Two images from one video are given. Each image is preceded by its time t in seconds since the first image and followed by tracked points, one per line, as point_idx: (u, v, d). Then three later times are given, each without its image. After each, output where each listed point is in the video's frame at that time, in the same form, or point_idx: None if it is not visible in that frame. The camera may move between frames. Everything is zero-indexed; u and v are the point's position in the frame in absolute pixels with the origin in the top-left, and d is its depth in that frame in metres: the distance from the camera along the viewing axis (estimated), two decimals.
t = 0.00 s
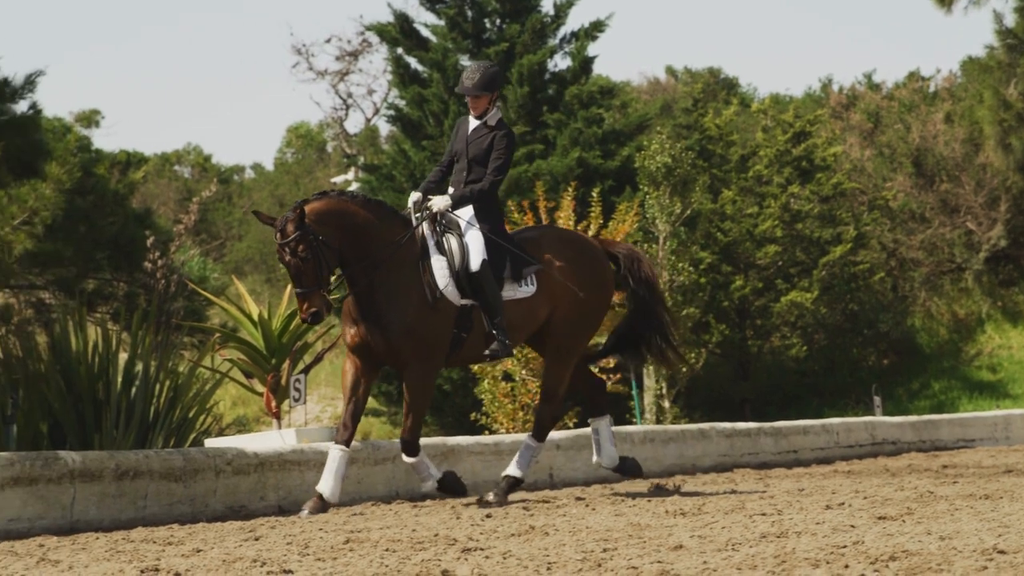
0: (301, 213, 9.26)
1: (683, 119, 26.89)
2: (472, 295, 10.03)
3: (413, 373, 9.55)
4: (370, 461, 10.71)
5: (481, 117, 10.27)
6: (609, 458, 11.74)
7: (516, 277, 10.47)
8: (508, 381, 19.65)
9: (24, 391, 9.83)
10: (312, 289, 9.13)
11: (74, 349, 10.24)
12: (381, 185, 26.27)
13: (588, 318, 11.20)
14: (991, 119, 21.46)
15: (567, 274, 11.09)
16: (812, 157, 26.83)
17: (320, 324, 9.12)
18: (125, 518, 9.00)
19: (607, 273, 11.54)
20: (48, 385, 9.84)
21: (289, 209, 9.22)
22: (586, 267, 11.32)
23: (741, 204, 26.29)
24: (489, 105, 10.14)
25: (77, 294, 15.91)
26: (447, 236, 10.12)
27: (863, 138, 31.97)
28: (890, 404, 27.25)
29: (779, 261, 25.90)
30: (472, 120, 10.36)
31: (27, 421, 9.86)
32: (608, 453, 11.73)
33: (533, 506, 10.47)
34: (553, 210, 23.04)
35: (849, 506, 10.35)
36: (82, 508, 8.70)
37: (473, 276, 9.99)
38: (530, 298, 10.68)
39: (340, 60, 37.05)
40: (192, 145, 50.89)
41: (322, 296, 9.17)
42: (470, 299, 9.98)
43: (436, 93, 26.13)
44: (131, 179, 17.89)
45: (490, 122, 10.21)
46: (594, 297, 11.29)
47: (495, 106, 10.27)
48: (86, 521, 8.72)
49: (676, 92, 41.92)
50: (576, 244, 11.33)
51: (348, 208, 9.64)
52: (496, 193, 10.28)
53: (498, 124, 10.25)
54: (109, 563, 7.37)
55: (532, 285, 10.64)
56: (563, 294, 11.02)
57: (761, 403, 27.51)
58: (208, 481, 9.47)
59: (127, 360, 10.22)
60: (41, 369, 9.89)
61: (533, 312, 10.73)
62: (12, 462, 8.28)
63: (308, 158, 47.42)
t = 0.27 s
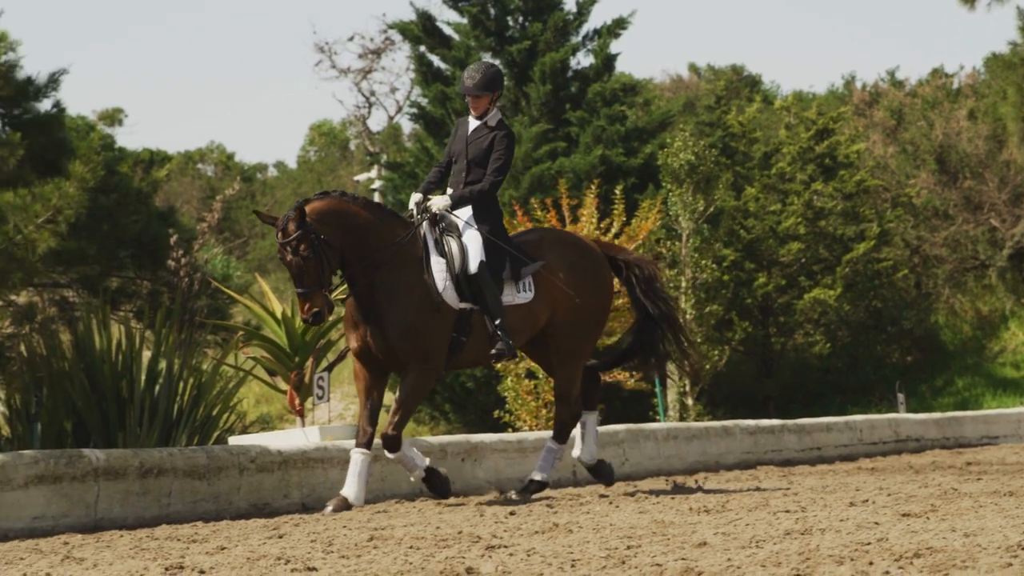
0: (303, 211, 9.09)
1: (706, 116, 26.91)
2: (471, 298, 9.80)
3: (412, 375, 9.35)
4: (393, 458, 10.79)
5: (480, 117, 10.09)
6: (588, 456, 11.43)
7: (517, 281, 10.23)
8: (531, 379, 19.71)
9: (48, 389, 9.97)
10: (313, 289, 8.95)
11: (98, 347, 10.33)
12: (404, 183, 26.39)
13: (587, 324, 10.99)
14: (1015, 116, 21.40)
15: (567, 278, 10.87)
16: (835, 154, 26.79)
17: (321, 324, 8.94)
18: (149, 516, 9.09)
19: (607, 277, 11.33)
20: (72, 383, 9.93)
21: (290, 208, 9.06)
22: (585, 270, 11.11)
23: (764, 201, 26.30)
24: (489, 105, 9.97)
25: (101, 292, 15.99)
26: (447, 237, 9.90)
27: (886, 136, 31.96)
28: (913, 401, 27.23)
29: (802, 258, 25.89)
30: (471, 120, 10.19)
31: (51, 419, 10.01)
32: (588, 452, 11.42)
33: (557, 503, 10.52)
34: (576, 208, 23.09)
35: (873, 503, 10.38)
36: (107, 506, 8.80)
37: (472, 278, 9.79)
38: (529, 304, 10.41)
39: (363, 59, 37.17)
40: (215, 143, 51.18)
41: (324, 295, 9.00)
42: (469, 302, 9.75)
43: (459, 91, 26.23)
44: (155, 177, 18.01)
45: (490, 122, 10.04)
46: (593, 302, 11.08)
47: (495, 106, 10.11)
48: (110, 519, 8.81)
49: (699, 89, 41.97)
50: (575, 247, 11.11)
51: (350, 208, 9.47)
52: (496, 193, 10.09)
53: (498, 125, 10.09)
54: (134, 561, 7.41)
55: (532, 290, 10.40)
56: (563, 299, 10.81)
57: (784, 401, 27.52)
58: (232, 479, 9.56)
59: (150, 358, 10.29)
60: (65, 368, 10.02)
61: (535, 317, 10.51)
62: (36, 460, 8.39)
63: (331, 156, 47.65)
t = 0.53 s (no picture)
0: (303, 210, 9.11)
1: (732, 109, 26.91)
2: (471, 298, 9.71)
3: (412, 371, 9.30)
4: (419, 451, 10.88)
5: (478, 118, 10.00)
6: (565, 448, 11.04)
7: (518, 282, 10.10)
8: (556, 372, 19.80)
9: (75, 382, 10.09)
10: (313, 287, 8.97)
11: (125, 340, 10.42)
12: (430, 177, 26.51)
13: (587, 324, 10.87)
14: None
15: (567, 278, 10.74)
16: (861, 147, 26.74)
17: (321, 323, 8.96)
18: (176, 509, 9.20)
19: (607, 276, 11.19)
20: (99, 376, 10.03)
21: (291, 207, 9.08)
22: (585, 269, 10.96)
23: (790, 194, 26.27)
24: (487, 106, 9.90)
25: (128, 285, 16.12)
26: (449, 237, 9.79)
27: (913, 129, 31.92)
28: (940, 395, 27.19)
29: (828, 251, 25.86)
30: (469, 121, 10.10)
31: (78, 412, 10.12)
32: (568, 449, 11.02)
33: (583, 496, 10.57)
34: (602, 201, 23.14)
35: (900, 496, 10.39)
36: (133, 499, 8.92)
37: (473, 280, 9.68)
38: (530, 306, 10.28)
39: (388, 52, 37.27)
40: (242, 137, 51.46)
41: (324, 295, 9.02)
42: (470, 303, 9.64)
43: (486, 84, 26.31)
44: (182, 171, 18.14)
45: (488, 124, 9.95)
46: (594, 301, 10.94)
47: (493, 107, 10.03)
48: (137, 512, 8.93)
49: (724, 82, 41.96)
50: (575, 246, 10.97)
51: (351, 207, 9.47)
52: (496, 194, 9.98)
53: (495, 127, 9.99)
54: (160, 553, 7.50)
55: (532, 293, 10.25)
56: (563, 300, 10.68)
57: (809, 394, 27.52)
58: (258, 472, 9.64)
59: (176, 351, 10.37)
60: (91, 361, 10.15)
61: (535, 318, 10.38)
62: (62, 453, 8.54)
63: (358, 149, 47.86)
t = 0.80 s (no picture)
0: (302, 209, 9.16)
1: (752, 104, 26.89)
2: (471, 296, 9.78)
3: (409, 366, 9.32)
4: (438, 447, 10.93)
5: (474, 120, 10.02)
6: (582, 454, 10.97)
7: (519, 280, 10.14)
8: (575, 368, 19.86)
9: (96, 377, 10.17)
10: (310, 287, 9.05)
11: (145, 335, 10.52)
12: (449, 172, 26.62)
13: (588, 319, 10.90)
14: None
15: (566, 274, 10.76)
16: (881, 142, 26.67)
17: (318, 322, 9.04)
18: (195, 505, 9.26)
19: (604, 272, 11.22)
20: (119, 370, 10.12)
21: (290, 206, 9.14)
22: (584, 265, 10.97)
23: (810, 189, 26.21)
24: (482, 108, 9.92)
25: (147, 281, 16.20)
26: (451, 236, 9.88)
27: (932, 124, 31.90)
28: (960, 390, 27.11)
29: (848, 246, 25.81)
30: (465, 123, 10.12)
31: (97, 408, 10.19)
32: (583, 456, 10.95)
33: (602, 492, 10.62)
34: (621, 197, 23.16)
35: (919, 491, 10.42)
36: (153, 495, 8.96)
37: (473, 280, 9.74)
38: (531, 304, 10.33)
39: (408, 47, 37.30)
40: (260, 133, 51.64)
41: (322, 295, 9.10)
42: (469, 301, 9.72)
43: (505, 80, 26.36)
44: (201, 167, 18.24)
45: (482, 127, 9.96)
46: (593, 298, 10.97)
47: (488, 109, 10.04)
48: (157, 508, 8.97)
49: (743, 78, 41.94)
50: (572, 242, 10.98)
51: (352, 204, 9.49)
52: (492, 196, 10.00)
53: (491, 130, 10.01)
54: (180, 549, 7.56)
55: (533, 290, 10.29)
56: (562, 295, 10.70)
57: (829, 389, 27.47)
58: (278, 468, 9.72)
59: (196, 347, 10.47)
60: (111, 357, 10.23)
61: (535, 314, 10.41)
62: (82, 449, 8.60)
63: (377, 145, 47.99)
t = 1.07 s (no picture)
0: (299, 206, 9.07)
1: (768, 102, 26.87)
2: (464, 291, 9.65)
3: (403, 363, 9.29)
4: (454, 445, 10.98)
5: (464, 113, 9.86)
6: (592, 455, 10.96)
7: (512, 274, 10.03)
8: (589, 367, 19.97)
9: (111, 375, 10.20)
10: (307, 284, 8.96)
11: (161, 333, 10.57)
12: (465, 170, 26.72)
13: (579, 311, 10.80)
14: None
15: (559, 266, 10.65)
16: (897, 140, 26.64)
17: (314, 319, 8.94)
18: (211, 502, 9.30)
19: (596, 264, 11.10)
20: (135, 368, 10.16)
21: (287, 202, 9.04)
22: (575, 257, 10.85)
23: (826, 187, 26.16)
24: (472, 101, 9.77)
25: (163, 278, 16.26)
26: (443, 230, 9.74)
27: (949, 122, 31.94)
28: (976, 388, 27.08)
29: (864, 244, 25.78)
30: (455, 117, 9.98)
31: (113, 405, 10.20)
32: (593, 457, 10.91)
33: (618, 490, 10.65)
34: (637, 194, 23.18)
35: (935, 490, 10.42)
36: (168, 493, 8.99)
37: (466, 275, 9.61)
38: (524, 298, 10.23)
39: (424, 44, 37.38)
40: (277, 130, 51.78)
41: (319, 292, 9.02)
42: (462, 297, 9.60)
43: (521, 77, 26.39)
44: (217, 165, 18.30)
45: (473, 121, 9.82)
46: (585, 291, 10.86)
47: (478, 101, 9.89)
48: (173, 505, 9.01)
49: (760, 75, 41.95)
50: (564, 234, 10.86)
51: (346, 200, 9.41)
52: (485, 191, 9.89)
53: (482, 124, 9.87)
54: (196, 547, 7.60)
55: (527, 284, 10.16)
56: (554, 288, 10.59)
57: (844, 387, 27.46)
58: (293, 466, 9.80)
59: (211, 344, 10.53)
60: (127, 354, 10.26)
61: (527, 307, 10.29)
62: (98, 446, 8.62)
63: (393, 142, 48.09)
